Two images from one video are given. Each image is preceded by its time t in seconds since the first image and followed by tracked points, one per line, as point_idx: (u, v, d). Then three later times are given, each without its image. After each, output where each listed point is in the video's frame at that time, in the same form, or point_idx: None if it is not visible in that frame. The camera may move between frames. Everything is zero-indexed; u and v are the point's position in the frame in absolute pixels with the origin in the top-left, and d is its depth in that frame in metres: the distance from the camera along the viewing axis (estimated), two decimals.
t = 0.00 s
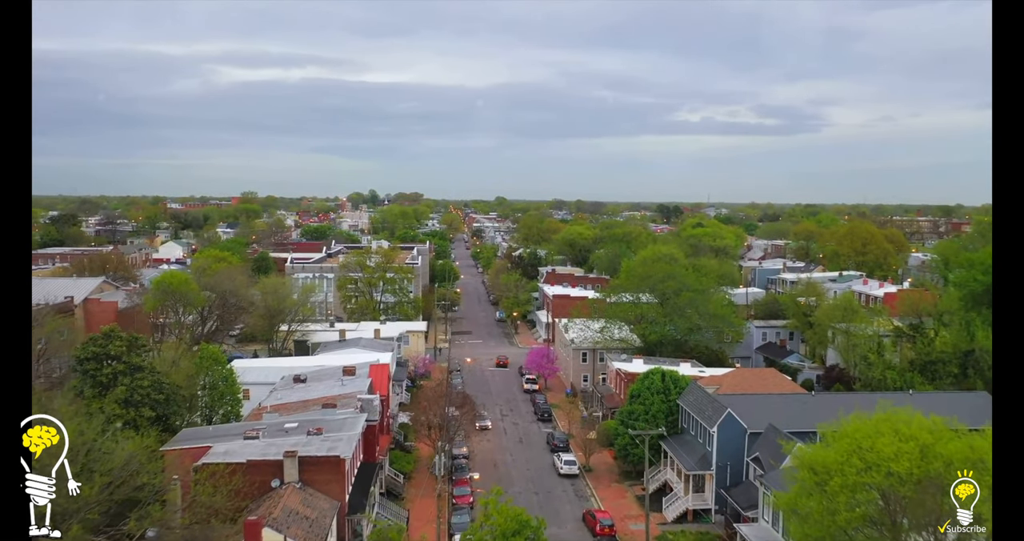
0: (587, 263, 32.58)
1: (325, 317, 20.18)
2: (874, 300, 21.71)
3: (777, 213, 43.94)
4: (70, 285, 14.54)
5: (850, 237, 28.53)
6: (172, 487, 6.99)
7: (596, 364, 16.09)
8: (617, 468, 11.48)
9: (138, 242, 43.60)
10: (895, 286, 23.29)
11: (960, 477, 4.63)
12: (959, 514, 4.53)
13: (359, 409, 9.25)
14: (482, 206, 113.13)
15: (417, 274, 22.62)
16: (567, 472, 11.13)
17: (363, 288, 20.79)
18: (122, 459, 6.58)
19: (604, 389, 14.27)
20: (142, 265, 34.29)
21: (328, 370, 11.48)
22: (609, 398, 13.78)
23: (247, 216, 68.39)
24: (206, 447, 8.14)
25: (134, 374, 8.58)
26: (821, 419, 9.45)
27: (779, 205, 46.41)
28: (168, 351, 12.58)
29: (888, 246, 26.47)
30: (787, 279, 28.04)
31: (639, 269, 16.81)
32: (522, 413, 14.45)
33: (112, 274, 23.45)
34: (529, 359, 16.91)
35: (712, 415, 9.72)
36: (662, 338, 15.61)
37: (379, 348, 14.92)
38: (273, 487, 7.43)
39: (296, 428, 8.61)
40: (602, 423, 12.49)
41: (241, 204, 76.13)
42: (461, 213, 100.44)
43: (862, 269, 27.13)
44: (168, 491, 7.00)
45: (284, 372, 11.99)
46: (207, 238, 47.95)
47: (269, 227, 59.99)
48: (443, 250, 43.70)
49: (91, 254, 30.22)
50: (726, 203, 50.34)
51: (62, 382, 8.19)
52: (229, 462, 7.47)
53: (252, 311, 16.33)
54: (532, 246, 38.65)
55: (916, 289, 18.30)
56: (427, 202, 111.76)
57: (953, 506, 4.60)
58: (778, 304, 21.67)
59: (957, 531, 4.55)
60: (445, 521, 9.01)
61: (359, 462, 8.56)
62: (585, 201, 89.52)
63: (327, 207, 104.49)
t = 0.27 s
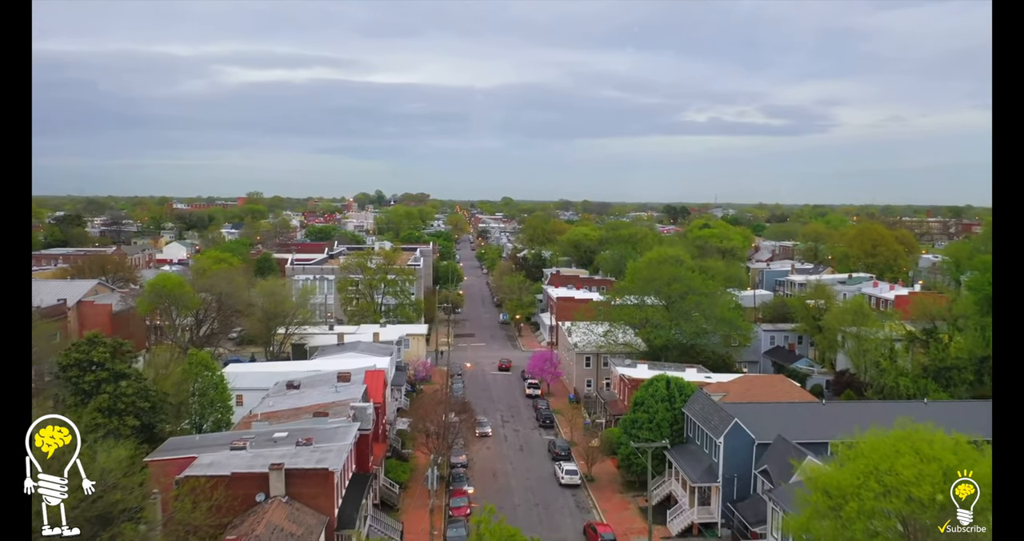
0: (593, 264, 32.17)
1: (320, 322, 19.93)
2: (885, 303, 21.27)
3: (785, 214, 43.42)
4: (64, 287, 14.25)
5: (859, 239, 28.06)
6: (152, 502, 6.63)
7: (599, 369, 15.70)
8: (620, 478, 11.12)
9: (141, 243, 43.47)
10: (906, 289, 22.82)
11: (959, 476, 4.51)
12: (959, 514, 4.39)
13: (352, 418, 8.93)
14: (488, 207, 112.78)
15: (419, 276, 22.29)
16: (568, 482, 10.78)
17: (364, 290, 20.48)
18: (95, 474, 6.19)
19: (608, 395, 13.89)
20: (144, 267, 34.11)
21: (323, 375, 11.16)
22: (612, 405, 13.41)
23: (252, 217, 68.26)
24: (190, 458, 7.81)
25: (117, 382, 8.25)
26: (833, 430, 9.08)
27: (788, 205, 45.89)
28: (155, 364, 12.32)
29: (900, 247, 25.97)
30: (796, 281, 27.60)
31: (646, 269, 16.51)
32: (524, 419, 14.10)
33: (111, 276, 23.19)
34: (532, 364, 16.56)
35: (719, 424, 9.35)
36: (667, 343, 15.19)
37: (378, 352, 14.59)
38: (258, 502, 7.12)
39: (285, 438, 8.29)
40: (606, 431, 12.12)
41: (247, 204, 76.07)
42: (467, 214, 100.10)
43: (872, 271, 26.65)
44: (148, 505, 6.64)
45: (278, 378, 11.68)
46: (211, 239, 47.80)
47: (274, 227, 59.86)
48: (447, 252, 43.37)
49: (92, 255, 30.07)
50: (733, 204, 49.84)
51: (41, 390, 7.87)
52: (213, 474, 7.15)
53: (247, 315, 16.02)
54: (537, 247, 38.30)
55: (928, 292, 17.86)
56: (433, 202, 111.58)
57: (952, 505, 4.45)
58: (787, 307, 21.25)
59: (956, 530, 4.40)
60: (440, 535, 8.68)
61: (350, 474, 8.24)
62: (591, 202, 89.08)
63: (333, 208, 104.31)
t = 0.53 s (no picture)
0: (596, 265, 31.83)
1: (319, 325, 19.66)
2: (894, 306, 20.87)
3: (791, 215, 42.97)
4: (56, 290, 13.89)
5: (867, 240, 27.63)
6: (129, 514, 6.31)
7: (602, 373, 15.39)
8: (622, 488, 10.80)
9: (143, 244, 43.30)
10: (915, 291, 22.40)
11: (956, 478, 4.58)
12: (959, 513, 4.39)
13: (344, 427, 8.64)
14: (493, 207, 112.51)
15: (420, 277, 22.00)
16: (568, 491, 10.47)
17: (364, 292, 20.22)
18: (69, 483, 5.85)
19: (610, 400, 13.56)
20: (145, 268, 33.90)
21: (316, 381, 10.87)
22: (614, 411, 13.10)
23: (255, 217, 68.11)
24: (174, 468, 7.52)
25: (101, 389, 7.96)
26: (843, 441, 8.74)
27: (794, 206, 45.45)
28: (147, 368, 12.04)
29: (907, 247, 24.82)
30: (803, 283, 27.21)
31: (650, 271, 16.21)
32: (524, 425, 13.80)
33: (109, 277, 22.95)
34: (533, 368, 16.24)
35: (724, 433, 9.02)
36: (672, 347, 14.85)
37: (376, 356, 14.30)
38: (242, 516, 6.84)
39: (274, 447, 8.00)
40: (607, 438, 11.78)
41: (250, 204, 75.93)
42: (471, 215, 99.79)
43: (880, 272, 26.22)
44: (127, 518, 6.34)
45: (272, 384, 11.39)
46: (214, 239, 47.65)
47: (278, 228, 59.75)
48: (450, 252, 43.07)
49: (92, 256, 29.87)
50: (739, 204, 49.40)
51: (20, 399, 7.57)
52: (196, 486, 6.87)
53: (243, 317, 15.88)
54: (541, 248, 38.01)
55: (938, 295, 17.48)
56: (437, 202, 111.43)
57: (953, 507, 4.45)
58: (794, 310, 20.89)
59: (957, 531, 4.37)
60: None
61: (341, 485, 7.95)
62: (596, 202, 88.72)
63: (337, 208, 104.17)
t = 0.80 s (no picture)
0: (600, 267, 31.50)
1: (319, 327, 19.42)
2: (903, 308, 20.47)
3: (797, 216, 42.52)
4: (47, 294, 13.61)
5: (874, 241, 27.20)
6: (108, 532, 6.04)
7: (604, 378, 15.02)
8: (624, 497, 10.48)
9: (145, 245, 43.18)
10: (924, 293, 21.98)
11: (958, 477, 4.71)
12: (959, 512, 4.53)
13: (334, 436, 8.36)
14: (498, 207, 112.34)
15: (421, 279, 21.71)
16: (568, 501, 10.16)
17: (364, 294, 19.95)
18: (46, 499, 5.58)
19: (612, 406, 13.26)
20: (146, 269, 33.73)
21: (309, 387, 10.58)
22: (616, 416, 12.77)
23: (259, 217, 68.00)
24: (157, 479, 7.24)
25: (82, 397, 7.72)
26: (853, 451, 8.42)
27: (800, 207, 44.98)
28: (138, 374, 11.76)
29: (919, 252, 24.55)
30: (809, 285, 26.84)
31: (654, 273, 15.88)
32: (524, 431, 13.49)
33: (107, 279, 22.75)
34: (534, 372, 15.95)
35: (729, 443, 8.71)
36: (676, 351, 14.52)
37: (373, 360, 14.03)
38: (224, 531, 6.56)
39: (261, 457, 7.71)
40: (609, 446, 11.48)
41: (254, 205, 75.84)
42: (475, 216, 99.50)
43: (888, 274, 25.80)
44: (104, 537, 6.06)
45: (265, 389, 11.14)
46: (217, 240, 47.57)
47: (281, 229, 59.67)
48: (453, 253, 42.80)
49: (92, 257, 29.70)
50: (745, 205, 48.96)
51: None
52: (177, 500, 6.59)
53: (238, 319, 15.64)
54: (544, 249, 37.72)
55: (949, 297, 17.10)
56: (442, 202, 111.41)
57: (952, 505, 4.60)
58: (800, 313, 20.54)
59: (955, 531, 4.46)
60: None
61: (330, 497, 7.68)
62: (601, 203, 88.41)
63: (341, 208, 104.06)
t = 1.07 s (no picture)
0: (604, 268, 31.20)
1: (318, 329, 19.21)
2: (912, 311, 20.13)
3: (804, 216, 42.14)
4: (42, 294, 13.40)
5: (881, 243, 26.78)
6: None
7: (607, 382, 14.68)
8: (626, 507, 10.19)
9: (149, 245, 43.11)
10: (933, 295, 21.63)
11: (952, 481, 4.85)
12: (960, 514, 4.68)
13: (325, 444, 8.11)
14: (503, 208, 112.04)
15: (422, 280, 21.45)
16: (568, 511, 9.89)
17: (364, 296, 19.72)
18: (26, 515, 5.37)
19: (615, 411, 12.96)
20: (148, 270, 33.62)
21: (303, 392, 10.33)
22: (619, 421, 12.47)
23: (263, 218, 67.95)
24: (142, 490, 6.97)
25: (65, 403, 7.49)
26: (862, 461, 8.11)
27: (807, 208, 44.55)
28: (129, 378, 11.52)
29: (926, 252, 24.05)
30: (816, 287, 26.51)
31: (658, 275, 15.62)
32: (525, 436, 13.21)
33: (107, 280, 22.79)
34: (536, 375, 15.68)
35: (733, 453, 8.43)
36: (680, 355, 14.19)
37: (371, 363, 13.78)
38: None
39: (249, 466, 7.47)
40: (610, 453, 11.19)
41: (259, 205, 75.82)
42: (480, 216, 99.27)
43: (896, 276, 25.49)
44: None
45: (259, 394, 10.90)
46: (220, 241, 47.50)
47: (285, 229, 59.59)
48: (457, 254, 42.57)
49: (93, 258, 29.59)
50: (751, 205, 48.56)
51: None
52: (159, 514, 6.36)
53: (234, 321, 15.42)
54: (548, 250, 37.46)
55: (959, 299, 16.73)
56: (447, 202, 111.28)
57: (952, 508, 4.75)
58: (807, 315, 20.23)
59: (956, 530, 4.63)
60: None
61: (320, 508, 7.44)
62: (606, 203, 88.09)
63: (346, 209, 104.02)
